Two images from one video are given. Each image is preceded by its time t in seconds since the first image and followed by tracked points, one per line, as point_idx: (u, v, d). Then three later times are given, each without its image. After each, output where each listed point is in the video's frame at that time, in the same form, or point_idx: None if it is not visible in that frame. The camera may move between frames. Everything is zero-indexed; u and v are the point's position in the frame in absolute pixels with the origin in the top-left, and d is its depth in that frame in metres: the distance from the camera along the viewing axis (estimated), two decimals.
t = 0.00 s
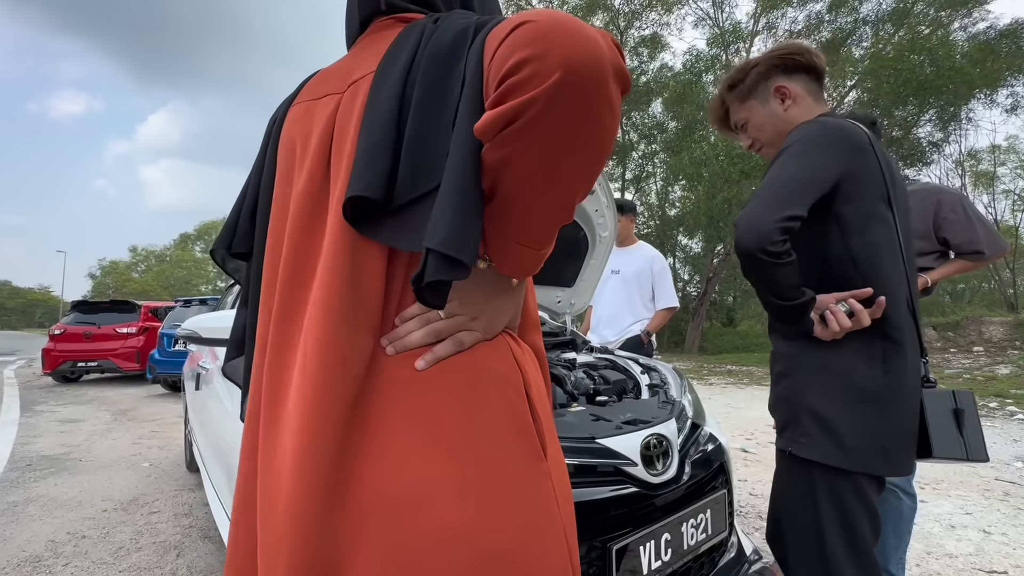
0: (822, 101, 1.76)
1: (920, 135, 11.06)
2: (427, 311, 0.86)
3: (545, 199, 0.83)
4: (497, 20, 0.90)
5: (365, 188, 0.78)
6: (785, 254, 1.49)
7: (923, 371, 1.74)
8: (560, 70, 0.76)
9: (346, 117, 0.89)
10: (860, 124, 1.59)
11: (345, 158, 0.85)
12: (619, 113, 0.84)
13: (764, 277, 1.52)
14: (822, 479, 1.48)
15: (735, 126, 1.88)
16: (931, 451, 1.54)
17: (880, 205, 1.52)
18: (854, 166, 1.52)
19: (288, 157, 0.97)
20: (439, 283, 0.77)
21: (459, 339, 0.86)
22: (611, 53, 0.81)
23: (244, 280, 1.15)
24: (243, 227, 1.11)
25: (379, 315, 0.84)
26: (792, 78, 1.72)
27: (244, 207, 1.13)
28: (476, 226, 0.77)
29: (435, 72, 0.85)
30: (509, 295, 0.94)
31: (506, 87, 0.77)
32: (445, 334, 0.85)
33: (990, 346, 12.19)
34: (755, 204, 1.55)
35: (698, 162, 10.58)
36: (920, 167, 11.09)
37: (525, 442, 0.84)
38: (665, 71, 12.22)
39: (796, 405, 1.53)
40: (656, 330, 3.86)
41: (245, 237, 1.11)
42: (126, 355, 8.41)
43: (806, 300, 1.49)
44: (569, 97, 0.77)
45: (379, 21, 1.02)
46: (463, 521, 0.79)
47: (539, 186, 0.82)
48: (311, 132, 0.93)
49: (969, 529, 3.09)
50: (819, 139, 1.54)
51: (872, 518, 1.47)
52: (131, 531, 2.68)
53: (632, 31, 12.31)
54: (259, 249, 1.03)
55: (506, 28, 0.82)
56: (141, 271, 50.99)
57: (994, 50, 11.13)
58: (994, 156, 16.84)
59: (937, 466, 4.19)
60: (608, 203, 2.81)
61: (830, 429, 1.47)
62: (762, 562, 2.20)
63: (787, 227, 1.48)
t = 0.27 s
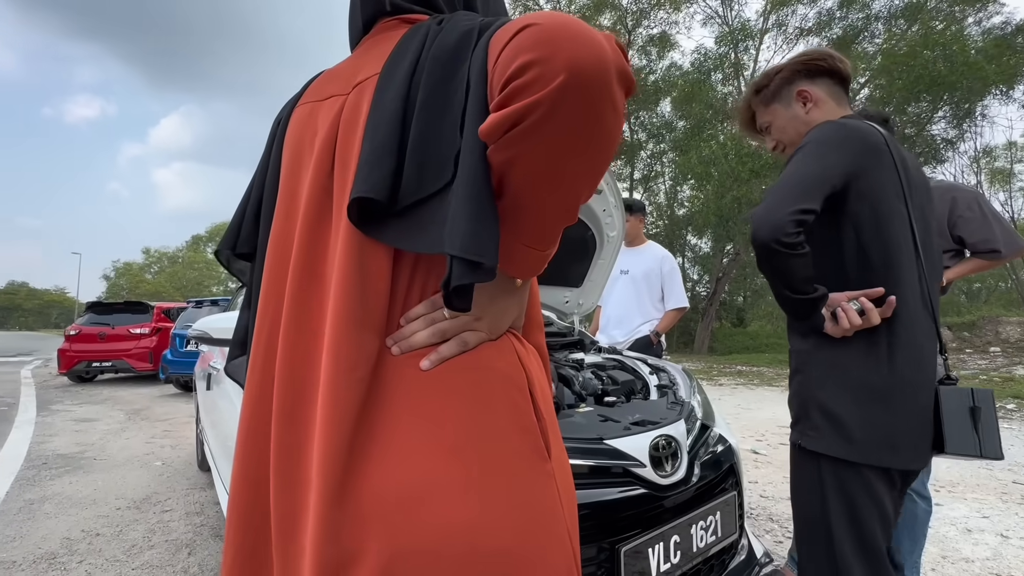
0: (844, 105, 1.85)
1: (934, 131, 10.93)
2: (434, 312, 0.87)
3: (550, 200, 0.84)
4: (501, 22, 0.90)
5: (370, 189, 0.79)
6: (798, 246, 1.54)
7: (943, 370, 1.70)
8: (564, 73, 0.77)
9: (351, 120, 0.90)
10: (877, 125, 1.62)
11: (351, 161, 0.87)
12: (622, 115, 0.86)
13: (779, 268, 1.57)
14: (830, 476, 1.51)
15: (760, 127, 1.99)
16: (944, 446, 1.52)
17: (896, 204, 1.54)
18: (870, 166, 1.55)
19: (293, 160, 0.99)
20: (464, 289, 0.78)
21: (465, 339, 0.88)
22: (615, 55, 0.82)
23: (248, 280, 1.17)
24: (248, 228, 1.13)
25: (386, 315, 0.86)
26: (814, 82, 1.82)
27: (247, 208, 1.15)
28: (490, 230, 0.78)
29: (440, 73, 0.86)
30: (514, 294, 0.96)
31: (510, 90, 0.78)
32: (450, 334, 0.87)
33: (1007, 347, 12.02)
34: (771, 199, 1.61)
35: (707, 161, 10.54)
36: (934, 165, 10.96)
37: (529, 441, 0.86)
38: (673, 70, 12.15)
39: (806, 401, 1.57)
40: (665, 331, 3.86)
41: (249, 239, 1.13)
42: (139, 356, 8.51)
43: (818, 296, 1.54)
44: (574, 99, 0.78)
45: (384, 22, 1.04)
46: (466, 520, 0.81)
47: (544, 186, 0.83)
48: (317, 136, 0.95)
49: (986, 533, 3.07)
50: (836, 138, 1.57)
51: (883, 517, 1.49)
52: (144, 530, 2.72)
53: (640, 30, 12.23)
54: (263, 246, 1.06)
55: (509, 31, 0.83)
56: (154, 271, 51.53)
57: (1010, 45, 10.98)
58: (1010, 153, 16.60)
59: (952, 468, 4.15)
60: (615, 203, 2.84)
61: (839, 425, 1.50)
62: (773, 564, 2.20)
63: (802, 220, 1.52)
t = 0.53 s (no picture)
0: (870, 110, 1.84)
1: (951, 128, 10.77)
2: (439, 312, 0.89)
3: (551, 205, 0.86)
4: (506, 28, 0.92)
5: (374, 195, 0.81)
6: (835, 246, 1.57)
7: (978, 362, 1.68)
8: (559, 84, 0.79)
9: (361, 125, 0.92)
10: (901, 128, 1.65)
11: (359, 167, 0.90)
12: (620, 121, 0.87)
13: (815, 268, 1.60)
14: (848, 473, 1.56)
15: (788, 130, 2.01)
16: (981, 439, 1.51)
17: (927, 203, 1.57)
18: (899, 167, 1.58)
19: (304, 165, 1.01)
20: (449, 290, 0.80)
21: (470, 339, 0.89)
22: (610, 65, 0.84)
23: (261, 280, 1.20)
24: (261, 229, 1.16)
25: (395, 316, 0.88)
26: (839, 86, 1.83)
27: (260, 208, 1.17)
28: (480, 233, 0.80)
29: (445, 80, 0.88)
30: (519, 296, 0.97)
31: (509, 100, 0.80)
32: (456, 334, 0.88)
33: None
34: (804, 202, 1.63)
35: (717, 160, 10.48)
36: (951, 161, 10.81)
37: (533, 437, 0.88)
38: (683, 68, 12.07)
39: (836, 400, 1.61)
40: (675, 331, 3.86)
41: (262, 240, 1.16)
42: (154, 355, 8.62)
43: (849, 296, 1.57)
44: (569, 110, 0.79)
45: (393, 27, 1.06)
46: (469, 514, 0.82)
47: (543, 192, 0.84)
48: (328, 141, 0.97)
49: (1004, 537, 3.04)
50: (864, 140, 1.60)
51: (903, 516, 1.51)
52: (159, 527, 2.76)
53: (649, 28, 12.02)
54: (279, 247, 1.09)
55: (509, 41, 0.84)
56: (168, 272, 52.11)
57: None
58: None
59: (968, 471, 4.11)
60: (625, 203, 2.82)
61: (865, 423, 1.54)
62: (784, 567, 2.19)
63: (838, 220, 1.55)
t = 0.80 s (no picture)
0: (892, 117, 1.86)
1: (969, 124, 10.58)
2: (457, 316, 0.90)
3: (564, 217, 0.87)
4: (520, 43, 0.94)
5: (395, 207, 0.84)
6: (880, 262, 1.55)
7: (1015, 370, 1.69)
8: (575, 109, 0.81)
9: (381, 138, 0.95)
10: (924, 138, 1.67)
11: (382, 178, 0.93)
12: (631, 137, 0.89)
13: (860, 285, 1.57)
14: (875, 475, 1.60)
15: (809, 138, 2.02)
16: None
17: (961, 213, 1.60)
18: (933, 179, 1.60)
19: (327, 175, 1.05)
20: (471, 299, 0.83)
21: (487, 342, 0.91)
22: (620, 84, 0.86)
23: (282, 284, 1.24)
24: (283, 235, 1.20)
25: (415, 321, 0.90)
26: (861, 94, 1.85)
27: (282, 216, 1.21)
28: (500, 244, 0.82)
29: (463, 93, 0.90)
30: (534, 299, 0.98)
31: (525, 121, 0.81)
32: (473, 338, 0.90)
33: None
34: (844, 218, 1.61)
35: (727, 158, 10.43)
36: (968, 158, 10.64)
37: (548, 436, 0.90)
38: (693, 67, 12.04)
39: (868, 405, 1.65)
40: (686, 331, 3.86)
41: (285, 245, 1.20)
42: (168, 355, 8.71)
43: (887, 308, 1.57)
44: (582, 133, 0.82)
45: (409, 40, 1.08)
46: (484, 512, 0.84)
47: (559, 206, 0.86)
48: (349, 151, 1.00)
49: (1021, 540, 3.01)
50: (897, 155, 1.62)
51: (935, 514, 1.53)
52: (176, 523, 2.80)
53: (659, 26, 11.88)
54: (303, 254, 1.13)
55: (524, 63, 0.86)
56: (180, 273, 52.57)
57: None
58: None
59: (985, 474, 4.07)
60: (634, 204, 2.83)
61: (895, 427, 1.57)
62: (795, 568, 2.20)
63: (884, 236, 1.54)
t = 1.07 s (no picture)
0: (910, 119, 1.86)
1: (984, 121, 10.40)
2: (474, 317, 0.93)
3: (583, 223, 0.90)
4: (537, 52, 0.96)
5: (416, 213, 0.88)
6: (905, 273, 1.57)
7: None
8: (598, 123, 0.84)
9: (399, 146, 0.99)
10: (946, 142, 1.67)
11: (401, 185, 0.97)
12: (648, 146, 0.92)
13: (884, 296, 1.58)
14: (899, 476, 1.61)
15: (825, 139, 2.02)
16: None
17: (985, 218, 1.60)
18: (957, 186, 1.59)
19: (344, 184, 1.11)
20: (499, 302, 0.86)
21: (503, 342, 0.93)
22: (639, 97, 0.89)
23: (304, 286, 1.28)
24: (303, 239, 1.24)
25: (433, 321, 0.93)
26: (878, 97, 1.85)
27: (302, 219, 1.26)
28: (527, 250, 0.85)
29: (482, 100, 0.92)
30: (548, 301, 1.00)
31: (548, 133, 0.84)
32: (490, 338, 0.92)
33: None
34: (869, 228, 1.62)
35: (736, 157, 10.36)
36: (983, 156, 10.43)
37: (563, 435, 0.93)
38: (701, 64, 11.91)
39: (886, 406, 1.66)
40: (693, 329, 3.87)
41: (304, 248, 1.25)
42: (180, 354, 8.78)
43: (906, 315, 1.57)
44: (603, 147, 0.85)
45: (424, 48, 1.11)
46: (499, 508, 0.87)
47: (580, 213, 0.89)
48: (368, 158, 1.04)
49: None
50: (920, 163, 1.62)
51: (960, 515, 1.55)
52: (189, 520, 2.84)
53: (666, 24, 11.77)
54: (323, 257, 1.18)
55: (546, 77, 0.88)
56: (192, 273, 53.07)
57: None
58: None
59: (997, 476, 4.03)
60: (642, 203, 2.85)
61: (917, 428, 1.58)
62: (805, 569, 2.20)
63: (909, 247, 1.56)
